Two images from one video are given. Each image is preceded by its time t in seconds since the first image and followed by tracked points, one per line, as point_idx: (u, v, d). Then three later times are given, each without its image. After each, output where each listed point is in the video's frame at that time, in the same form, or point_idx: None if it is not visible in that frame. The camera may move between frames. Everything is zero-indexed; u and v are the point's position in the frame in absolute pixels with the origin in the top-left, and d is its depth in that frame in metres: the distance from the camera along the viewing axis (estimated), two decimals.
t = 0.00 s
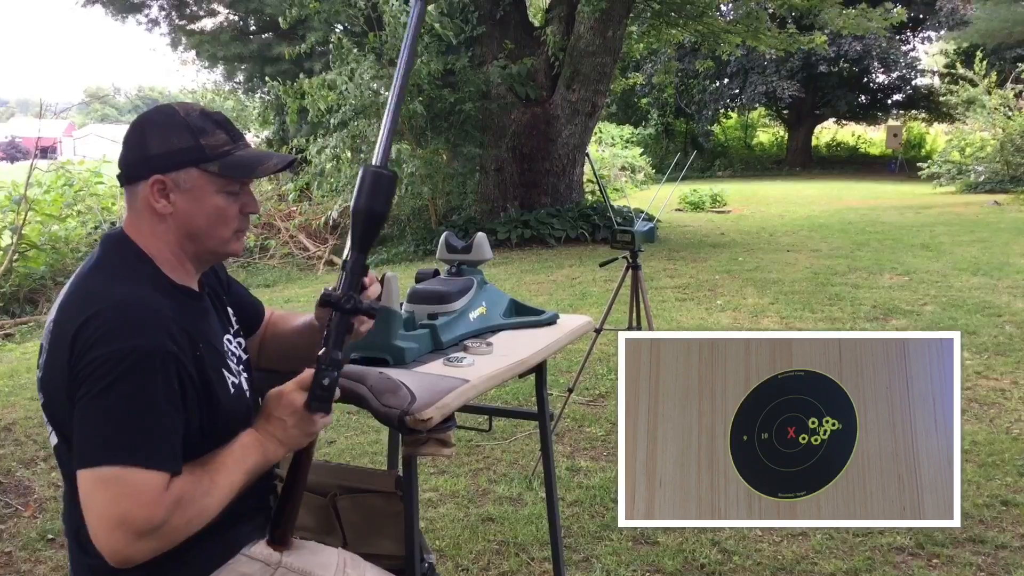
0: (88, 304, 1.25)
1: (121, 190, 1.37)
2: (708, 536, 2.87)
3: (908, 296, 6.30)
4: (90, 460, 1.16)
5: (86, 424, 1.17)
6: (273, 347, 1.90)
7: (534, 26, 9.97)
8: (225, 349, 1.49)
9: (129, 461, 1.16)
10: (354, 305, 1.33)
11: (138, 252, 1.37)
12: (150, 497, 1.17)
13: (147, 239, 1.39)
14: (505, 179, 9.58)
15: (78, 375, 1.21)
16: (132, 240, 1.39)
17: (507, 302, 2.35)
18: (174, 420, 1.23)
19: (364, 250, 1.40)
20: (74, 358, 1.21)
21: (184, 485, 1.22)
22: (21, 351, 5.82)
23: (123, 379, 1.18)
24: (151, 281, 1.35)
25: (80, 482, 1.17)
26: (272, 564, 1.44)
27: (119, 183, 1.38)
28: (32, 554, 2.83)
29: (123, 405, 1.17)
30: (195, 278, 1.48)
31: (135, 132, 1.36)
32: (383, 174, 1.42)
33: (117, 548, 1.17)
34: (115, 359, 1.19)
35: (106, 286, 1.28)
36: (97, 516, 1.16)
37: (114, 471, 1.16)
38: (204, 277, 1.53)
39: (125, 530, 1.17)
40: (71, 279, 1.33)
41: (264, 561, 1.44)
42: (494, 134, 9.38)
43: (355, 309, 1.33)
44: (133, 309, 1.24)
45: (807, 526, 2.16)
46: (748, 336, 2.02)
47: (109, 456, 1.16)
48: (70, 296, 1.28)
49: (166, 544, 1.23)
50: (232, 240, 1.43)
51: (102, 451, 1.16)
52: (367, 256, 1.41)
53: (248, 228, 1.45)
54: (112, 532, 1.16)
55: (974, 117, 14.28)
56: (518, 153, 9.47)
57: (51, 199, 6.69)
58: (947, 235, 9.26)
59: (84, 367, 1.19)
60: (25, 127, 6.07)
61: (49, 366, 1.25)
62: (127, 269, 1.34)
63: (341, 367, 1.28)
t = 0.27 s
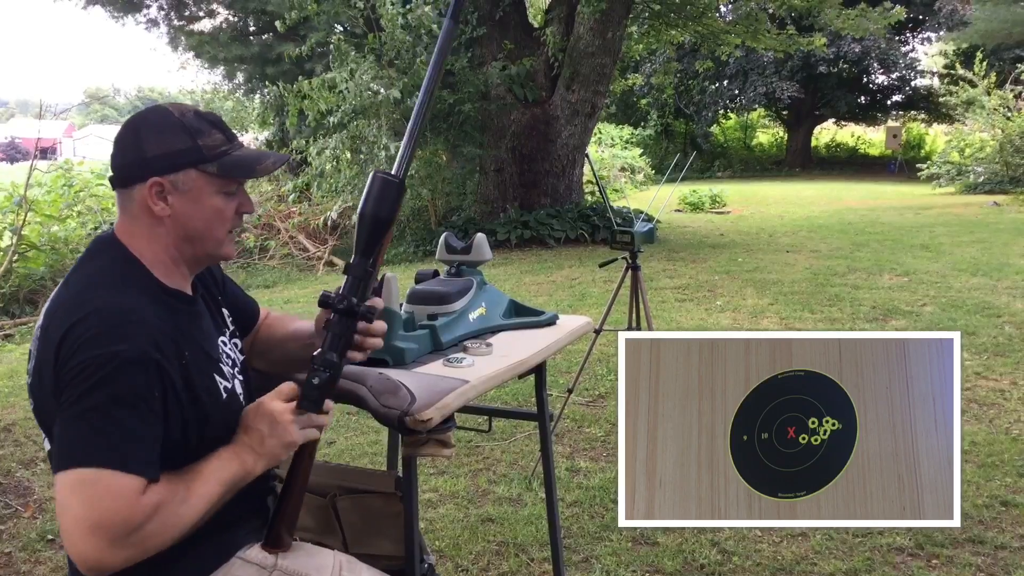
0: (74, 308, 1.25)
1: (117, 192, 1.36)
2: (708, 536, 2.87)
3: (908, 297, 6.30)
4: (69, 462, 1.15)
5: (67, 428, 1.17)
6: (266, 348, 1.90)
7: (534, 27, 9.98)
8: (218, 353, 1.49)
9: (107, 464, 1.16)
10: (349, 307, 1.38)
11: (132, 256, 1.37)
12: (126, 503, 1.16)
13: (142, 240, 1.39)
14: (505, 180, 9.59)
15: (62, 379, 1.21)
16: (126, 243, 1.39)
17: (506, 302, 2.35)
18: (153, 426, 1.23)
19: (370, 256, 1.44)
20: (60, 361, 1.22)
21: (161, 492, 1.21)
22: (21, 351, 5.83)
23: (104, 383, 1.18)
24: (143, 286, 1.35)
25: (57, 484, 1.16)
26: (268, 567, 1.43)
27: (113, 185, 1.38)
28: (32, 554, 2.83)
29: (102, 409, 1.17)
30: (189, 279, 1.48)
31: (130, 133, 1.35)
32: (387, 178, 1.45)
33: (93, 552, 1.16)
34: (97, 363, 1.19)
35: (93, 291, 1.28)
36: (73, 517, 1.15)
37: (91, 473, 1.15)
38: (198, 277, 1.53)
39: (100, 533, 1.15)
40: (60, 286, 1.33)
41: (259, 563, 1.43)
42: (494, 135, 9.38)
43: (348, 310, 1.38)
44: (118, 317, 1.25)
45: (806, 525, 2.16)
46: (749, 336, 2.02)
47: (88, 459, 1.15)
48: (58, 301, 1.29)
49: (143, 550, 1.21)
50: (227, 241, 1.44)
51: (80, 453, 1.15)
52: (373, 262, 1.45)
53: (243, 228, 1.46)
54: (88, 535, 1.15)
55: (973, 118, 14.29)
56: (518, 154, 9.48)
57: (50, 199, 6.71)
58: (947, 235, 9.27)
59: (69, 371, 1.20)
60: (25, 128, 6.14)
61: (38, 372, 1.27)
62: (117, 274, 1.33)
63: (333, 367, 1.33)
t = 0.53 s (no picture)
0: (53, 298, 1.24)
1: (107, 185, 1.36)
2: (708, 536, 2.87)
3: (907, 297, 6.31)
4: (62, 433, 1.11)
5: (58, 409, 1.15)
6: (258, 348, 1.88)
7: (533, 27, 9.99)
8: (207, 351, 1.49)
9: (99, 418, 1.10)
10: (352, 308, 1.39)
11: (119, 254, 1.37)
12: (128, 442, 1.10)
13: (131, 234, 1.38)
14: (505, 180, 9.59)
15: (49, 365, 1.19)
16: (114, 239, 1.39)
17: (506, 303, 2.35)
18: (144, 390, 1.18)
19: (375, 259, 1.46)
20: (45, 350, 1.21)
21: (165, 430, 1.12)
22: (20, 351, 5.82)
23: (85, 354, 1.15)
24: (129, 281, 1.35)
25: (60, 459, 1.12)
26: (262, 565, 1.43)
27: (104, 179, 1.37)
28: (32, 554, 2.83)
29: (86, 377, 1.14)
30: (178, 277, 1.48)
31: (123, 126, 1.36)
32: (397, 183, 1.46)
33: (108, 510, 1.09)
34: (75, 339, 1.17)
35: (75, 278, 1.27)
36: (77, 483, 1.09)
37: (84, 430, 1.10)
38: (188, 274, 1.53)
39: (109, 486, 1.09)
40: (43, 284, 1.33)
41: (253, 562, 1.43)
42: (494, 135, 9.38)
43: (351, 312, 1.38)
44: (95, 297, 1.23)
45: (806, 525, 2.16)
46: (748, 336, 2.02)
47: (82, 419, 1.10)
48: (40, 297, 1.28)
49: (166, 505, 1.13)
50: (217, 237, 1.44)
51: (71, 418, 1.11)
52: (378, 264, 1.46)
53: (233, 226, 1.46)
54: (100, 495, 1.09)
55: (973, 118, 14.29)
56: (518, 154, 9.48)
57: (49, 199, 6.64)
58: (946, 235, 9.28)
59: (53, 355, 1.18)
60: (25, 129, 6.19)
61: (28, 374, 1.27)
62: (103, 267, 1.33)
63: (334, 369, 1.36)
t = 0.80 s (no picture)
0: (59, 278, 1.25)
1: (100, 179, 1.36)
2: (708, 536, 2.87)
3: (907, 297, 6.31)
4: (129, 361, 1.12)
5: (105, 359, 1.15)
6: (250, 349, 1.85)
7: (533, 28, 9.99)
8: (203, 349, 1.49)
9: (162, 315, 1.12)
10: (350, 308, 1.39)
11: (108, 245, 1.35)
12: (201, 315, 1.12)
13: (123, 227, 1.37)
14: (505, 180, 9.59)
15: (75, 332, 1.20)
16: (108, 231, 1.38)
17: (506, 303, 2.35)
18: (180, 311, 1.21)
19: (374, 259, 1.46)
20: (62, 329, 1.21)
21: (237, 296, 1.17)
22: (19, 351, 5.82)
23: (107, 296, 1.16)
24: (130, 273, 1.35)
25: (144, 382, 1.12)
26: (261, 566, 1.42)
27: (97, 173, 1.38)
28: (31, 555, 2.83)
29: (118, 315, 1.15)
30: (169, 273, 1.47)
31: (116, 122, 1.37)
32: (397, 184, 1.47)
33: (232, 366, 1.11)
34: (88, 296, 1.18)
35: (76, 259, 1.28)
36: (178, 377, 1.10)
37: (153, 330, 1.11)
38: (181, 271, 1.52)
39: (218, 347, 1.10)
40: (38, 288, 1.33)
41: (253, 563, 1.42)
42: (494, 135, 9.37)
43: (349, 311, 1.38)
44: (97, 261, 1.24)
45: (806, 525, 2.16)
46: (748, 335, 2.02)
47: (142, 332, 1.11)
48: (40, 296, 1.28)
49: (276, 354, 1.17)
50: (210, 232, 1.43)
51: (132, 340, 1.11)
52: (377, 263, 1.46)
53: (224, 224, 1.45)
54: (210, 368, 1.10)
55: (972, 118, 14.30)
56: (517, 154, 9.48)
57: (49, 200, 6.67)
58: (946, 236, 9.28)
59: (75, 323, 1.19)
60: (25, 128, 6.23)
61: (37, 377, 1.27)
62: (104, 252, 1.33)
63: (332, 368, 1.37)
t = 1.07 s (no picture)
0: (70, 269, 1.25)
1: (112, 178, 1.36)
2: (707, 536, 2.87)
3: (906, 297, 6.31)
4: (156, 319, 1.13)
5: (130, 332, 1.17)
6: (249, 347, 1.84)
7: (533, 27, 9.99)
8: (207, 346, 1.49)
9: (186, 268, 1.14)
10: (352, 307, 1.39)
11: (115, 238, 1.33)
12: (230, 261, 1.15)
13: (132, 225, 1.36)
14: (504, 180, 9.59)
15: (93, 316, 1.20)
16: (117, 228, 1.36)
17: (506, 303, 2.35)
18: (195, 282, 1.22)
19: (378, 259, 1.45)
20: (79, 315, 1.22)
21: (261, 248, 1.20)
22: (19, 351, 5.82)
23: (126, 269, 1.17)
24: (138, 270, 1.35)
25: (174, 329, 1.12)
26: (261, 564, 1.40)
27: (110, 172, 1.38)
28: (31, 555, 2.83)
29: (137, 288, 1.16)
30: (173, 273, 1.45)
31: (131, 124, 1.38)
32: (400, 186, 1.47)
33: (263, 292, 1.11)
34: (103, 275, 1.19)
35: (86, 251, 1.28)
36: (210, 312, 1.10)
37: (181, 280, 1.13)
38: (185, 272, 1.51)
39: (249, 276, 1.12)
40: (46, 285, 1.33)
41: (253, 561, 1.41)
42: (493, 135, 9.37)
43: (351, 310, 1.38)
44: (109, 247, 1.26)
45: (806, 525, 2.16)
46: (748, 335, 2.02)
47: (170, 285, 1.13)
48: (52, 288, 1.28)
49: (304, 290, 1.18)
50: (216, 234, 1.42)
51: (157, 296, 1.13)
52: (380, 263, 1.46)
53: (230, 227, 1.46)
54: (243, 296, 1.11)
55: (972, 118, 14.29)
56: (517, 154, 9.47)
57: (48, 200, 6.68)
58: (946, 235, 9.28)
59: (93, 306, 1.20)
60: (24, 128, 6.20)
61: (51, 373, 1.27)
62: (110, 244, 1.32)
63: (335, 367, 1.37)
